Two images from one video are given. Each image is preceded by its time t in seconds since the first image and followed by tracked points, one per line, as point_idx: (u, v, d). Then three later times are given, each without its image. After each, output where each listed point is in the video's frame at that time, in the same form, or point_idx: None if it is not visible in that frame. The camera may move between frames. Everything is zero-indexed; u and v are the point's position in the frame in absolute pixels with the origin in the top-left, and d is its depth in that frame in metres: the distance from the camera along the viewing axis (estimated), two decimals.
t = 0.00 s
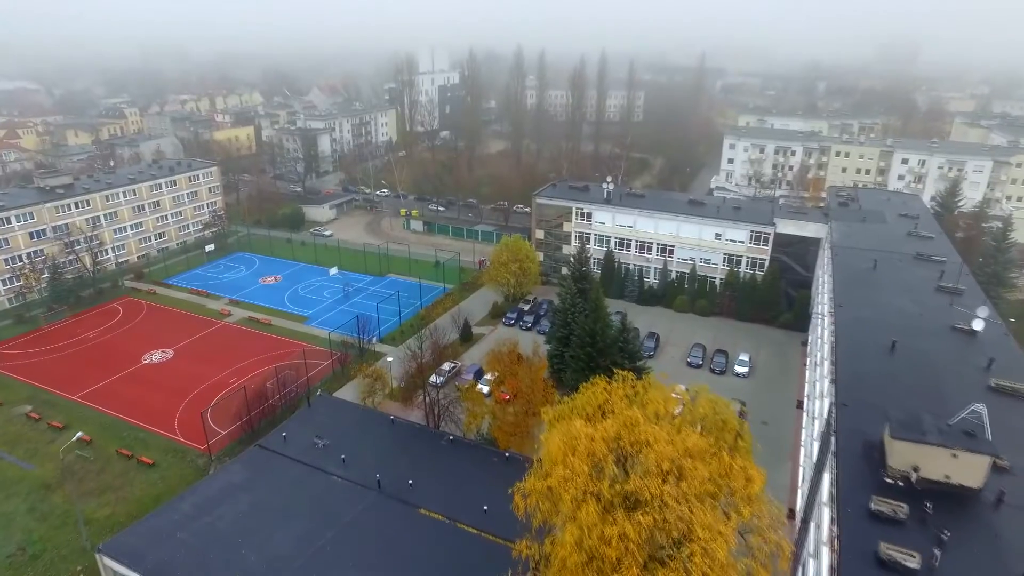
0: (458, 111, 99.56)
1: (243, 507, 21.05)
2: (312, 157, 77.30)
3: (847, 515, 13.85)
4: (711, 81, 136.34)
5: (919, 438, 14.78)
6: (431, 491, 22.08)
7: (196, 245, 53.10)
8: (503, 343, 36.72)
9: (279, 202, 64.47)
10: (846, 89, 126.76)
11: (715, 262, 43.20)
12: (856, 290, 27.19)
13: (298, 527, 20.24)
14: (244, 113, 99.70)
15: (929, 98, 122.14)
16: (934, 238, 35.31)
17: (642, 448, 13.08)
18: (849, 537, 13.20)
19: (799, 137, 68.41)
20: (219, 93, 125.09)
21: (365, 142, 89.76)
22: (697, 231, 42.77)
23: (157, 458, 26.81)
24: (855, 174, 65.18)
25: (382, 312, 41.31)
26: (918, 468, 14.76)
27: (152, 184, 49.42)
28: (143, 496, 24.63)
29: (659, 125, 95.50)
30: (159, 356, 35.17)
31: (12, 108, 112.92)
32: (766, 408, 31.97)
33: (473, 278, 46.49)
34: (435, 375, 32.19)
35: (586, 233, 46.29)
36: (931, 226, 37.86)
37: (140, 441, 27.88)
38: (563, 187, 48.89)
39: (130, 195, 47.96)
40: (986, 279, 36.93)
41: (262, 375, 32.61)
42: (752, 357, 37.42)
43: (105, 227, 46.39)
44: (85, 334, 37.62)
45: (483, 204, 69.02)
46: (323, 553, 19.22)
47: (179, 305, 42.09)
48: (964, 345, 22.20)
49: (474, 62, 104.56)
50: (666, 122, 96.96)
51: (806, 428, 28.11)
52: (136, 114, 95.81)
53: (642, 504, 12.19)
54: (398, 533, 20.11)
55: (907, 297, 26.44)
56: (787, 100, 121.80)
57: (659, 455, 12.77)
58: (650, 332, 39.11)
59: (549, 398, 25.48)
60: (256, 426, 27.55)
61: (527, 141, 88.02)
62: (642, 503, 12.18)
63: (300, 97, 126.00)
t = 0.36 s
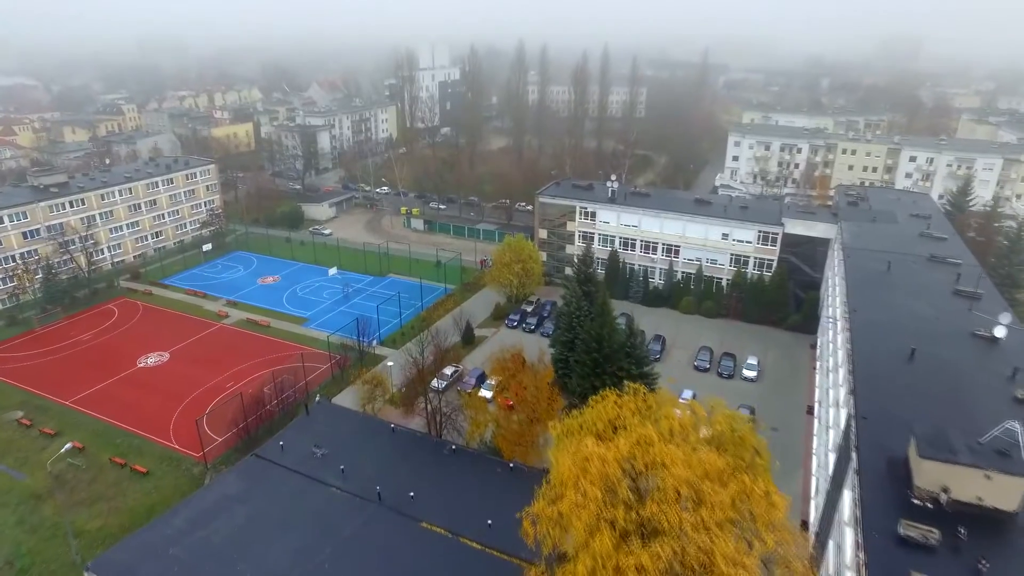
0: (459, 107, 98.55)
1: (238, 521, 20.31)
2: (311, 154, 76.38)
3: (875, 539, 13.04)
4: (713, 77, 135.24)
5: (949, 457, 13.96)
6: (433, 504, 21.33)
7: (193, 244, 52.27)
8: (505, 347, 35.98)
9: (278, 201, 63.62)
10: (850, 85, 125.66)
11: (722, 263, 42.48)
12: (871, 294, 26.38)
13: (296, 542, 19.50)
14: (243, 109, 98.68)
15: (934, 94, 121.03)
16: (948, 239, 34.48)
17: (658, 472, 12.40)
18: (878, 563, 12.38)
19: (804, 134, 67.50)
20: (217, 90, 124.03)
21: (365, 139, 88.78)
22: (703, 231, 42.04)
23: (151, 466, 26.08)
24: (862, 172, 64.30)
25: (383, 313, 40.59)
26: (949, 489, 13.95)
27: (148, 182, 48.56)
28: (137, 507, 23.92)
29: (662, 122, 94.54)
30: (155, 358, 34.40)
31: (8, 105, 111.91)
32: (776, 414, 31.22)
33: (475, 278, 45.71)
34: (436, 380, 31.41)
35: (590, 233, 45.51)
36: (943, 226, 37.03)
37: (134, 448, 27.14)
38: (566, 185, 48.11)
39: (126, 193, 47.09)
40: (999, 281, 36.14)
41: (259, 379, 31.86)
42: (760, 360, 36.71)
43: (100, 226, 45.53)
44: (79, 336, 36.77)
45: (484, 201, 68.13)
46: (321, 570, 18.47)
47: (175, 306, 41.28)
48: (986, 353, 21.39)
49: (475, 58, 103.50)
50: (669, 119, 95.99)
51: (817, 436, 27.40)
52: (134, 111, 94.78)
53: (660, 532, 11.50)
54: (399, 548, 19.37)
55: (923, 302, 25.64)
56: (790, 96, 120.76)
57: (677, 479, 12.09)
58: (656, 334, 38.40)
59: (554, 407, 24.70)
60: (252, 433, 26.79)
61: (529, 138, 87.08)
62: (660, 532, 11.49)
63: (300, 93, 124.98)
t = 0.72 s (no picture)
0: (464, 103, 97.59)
1: (237, 533, 19.65)
2: (315, 151, 75.68)
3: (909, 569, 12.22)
4: (721, 72, 133.78)
5: (989, 483, 13.09)
6: (438, 518, 20.60)
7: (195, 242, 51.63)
8: (512, 351, 35.26)
9: (281, 198, 62.93)
10: (860, 81, 124.12)
11: (733, 264, 41.77)
12: (891, 300, 25.49)
13: (296, 557, 18.82)
14: (247, 105, 97.99)
15: (945, 91, 119.43)
16: (967, 241, 33.54)
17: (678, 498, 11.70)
18: None
19: (815, 132, 66.42)
20: (221, 85, 123.24)
21: (370, 135, 88.02)
22: (714, 231, 41.31)
23: (149, 473, 25.47)
24: (874, 171, 63.27)
25: (387, 314, 39.97)
26: (988, 515, 13.10)
27: (149, 180, 47.79)
28: (134, 516, 23.34)
29: (670, 119, 93.49)
30: (154, 360, 33.75)
31: (12, 100, 111.46)
32: (789, 421, 30.54)
33: (481, 278, 44.98)
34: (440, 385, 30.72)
35: (598, 233, 44.75)
36: (962, 228, 36.09)
37: (132, 454, 26.52)
38: (573, 184, 47.32)
39: (127, 191, 46.34)
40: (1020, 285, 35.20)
41: (259, 383, 31.18)
42: (772, 365, 36.01)
43: (101, 224, 44.83)
44: (77, 336, 36.11)
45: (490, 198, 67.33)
46: None
47: (176, 306, 40.63)
48: (1015, 364, 20.49)
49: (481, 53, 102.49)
50: (677, 116, 94.88)
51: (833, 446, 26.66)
52: (137, 106, 94.13)
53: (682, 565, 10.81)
54: (402, 564, 18.67)
55: (946, 308, 24.73)
56: (799, 92, 119.37)
57: (700, 506, 11.38)
58: (665, 338, 37.76)
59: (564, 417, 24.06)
60: (253, 440, 26.15)
61: (535, 135, 86.19)
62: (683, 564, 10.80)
63: (304, 88, 124.21)
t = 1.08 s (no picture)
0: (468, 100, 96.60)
1: (234, 549, 18.95)
2: (318, 148, 74.89)
3: None
4: (728, 69, 132.33)
5: None
6: (442, 533, 19.83)
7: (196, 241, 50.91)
8: (518, 354, 34.54)
9: (283, 196, 62.22)
10: (868, 78, 122.65)
11: (743, 265, 41.28)
12: (912, 307, 24.60)
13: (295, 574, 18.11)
14: (250, 101, 97.25)
15: (955, 88, 117.81)
16: (987, 244, 32.60)
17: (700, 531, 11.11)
18: None
19: (826, 130, 65.35)
20: (224, 81, 122.50)
21: (373, 132, 87.19)
22: (724, 232, 40.79)
23: (146, 481, 24.79)
24: (886, 170, 62.23)
25: (391, 315, 39.35)
26: None
27: (150, 177, 47.00)
28: (129, 527, 22.68)
29: (676, 116, 92.40)
30: (153, 363, 33.03)
31: (15, 96, 110.96)
32: (803, 429, 29.74)
33: (485, 278, 44.20)
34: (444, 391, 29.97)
35: (605, 233, 44.05)
36: (981, 229, 35.14)
37: (128, 461, 25.85)
38: (580, 183, 46.57)
39: (127, 189, 45.58)
40: None
41: (260, 388, 30.43)
42: (784, 370, 35.25)
43: (100, 222, 44.10)
44: (76, 337, 35.45)
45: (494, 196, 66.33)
46: None
47: (175, 306, 39.87)
48: None
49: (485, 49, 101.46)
50: (684, 112, 93.77)
51: (850, 456, 25.81)
52: (139, 102, 93.43)
53: None
54: None
55: (970, 316, 23.85)
56: (807, 89, 118.01)
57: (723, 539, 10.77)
58: (674, 341, 37.11)
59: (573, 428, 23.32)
60: (252, 447, 25.45)
61: (540, 132, 85.24)
62: None
63: (307, 84, 123.42)
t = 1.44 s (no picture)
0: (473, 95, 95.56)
1: (231, 565, 18.25)
2: (322, 144, 74.06)
3: None
4: (736, 64, 130.70)
5: None
6: (447, 549, 19.07)
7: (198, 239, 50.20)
8: (524, 358, 33.78)
9: (286, 193, 61.46)
10: (877, 74, 121.12)
11: (755, 267, 40.55)
12: (935, 314, 23.69)
13: None
14: (253, 96, 96.40)
15: (966, 83, 116.00)
16: (1009, 247, 31.62)
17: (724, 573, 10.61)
18: None
19: (837, 128, 64.21)
20: (227, 76, 121.74)
21: (377, 128, 86.27)
22: (735, 233, 40.11)
23: (143, 489, 24.12)
24: (899, 168, 61.05)
25: (395, 315, 38.63)
26: None
27: (150, 174, 46.28)
28: (125, 537, 22.04)
29: (684, 112, 91.14)
30: (152, 365, 32.35)
31: (18, 91, 110.38)
32: (819, 438, 28.92)
33: (491, 279, 43.38)
34: (449, 397, 29.23)
35: (614, 233, 43.33)
36: (1001, 231, 34.15)
37: (126, 468, 25.18)
38: (588, 181, 45.81)
39: (128, 186, 44.88)
40: None
41: (261, 392, 29.71)
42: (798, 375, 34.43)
43: (100, 220, 43.44)
44: (74, 338, 34.79)
45: (500, 193, 65.53)
46: None
47: (175, 306, 39.18)
48: None
49: (491, 44, 100.30)
50: (691, 109, 92.50)
51: (868, 467, 24.94)
52: (142, 97, 92.76)
53: None
54: None
55: (996, 323, 22.92)
56: (815, 85, 116.42)
57: None
58: (684, 345, 36.53)
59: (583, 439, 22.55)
60: (252, 455, 24.75)
61: (546, 128, 84.24)
62: None
63: (311, 79, 122.47)
